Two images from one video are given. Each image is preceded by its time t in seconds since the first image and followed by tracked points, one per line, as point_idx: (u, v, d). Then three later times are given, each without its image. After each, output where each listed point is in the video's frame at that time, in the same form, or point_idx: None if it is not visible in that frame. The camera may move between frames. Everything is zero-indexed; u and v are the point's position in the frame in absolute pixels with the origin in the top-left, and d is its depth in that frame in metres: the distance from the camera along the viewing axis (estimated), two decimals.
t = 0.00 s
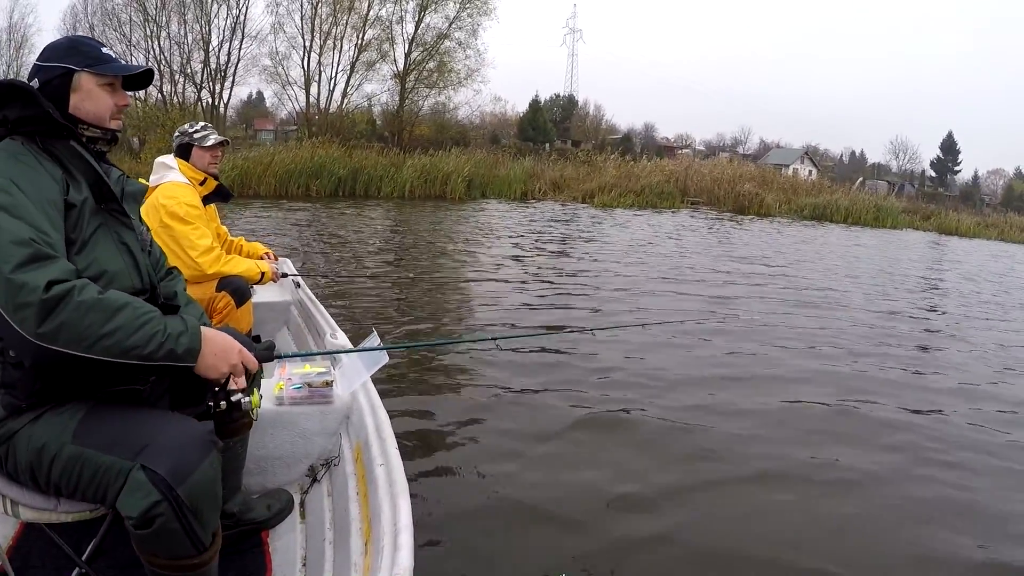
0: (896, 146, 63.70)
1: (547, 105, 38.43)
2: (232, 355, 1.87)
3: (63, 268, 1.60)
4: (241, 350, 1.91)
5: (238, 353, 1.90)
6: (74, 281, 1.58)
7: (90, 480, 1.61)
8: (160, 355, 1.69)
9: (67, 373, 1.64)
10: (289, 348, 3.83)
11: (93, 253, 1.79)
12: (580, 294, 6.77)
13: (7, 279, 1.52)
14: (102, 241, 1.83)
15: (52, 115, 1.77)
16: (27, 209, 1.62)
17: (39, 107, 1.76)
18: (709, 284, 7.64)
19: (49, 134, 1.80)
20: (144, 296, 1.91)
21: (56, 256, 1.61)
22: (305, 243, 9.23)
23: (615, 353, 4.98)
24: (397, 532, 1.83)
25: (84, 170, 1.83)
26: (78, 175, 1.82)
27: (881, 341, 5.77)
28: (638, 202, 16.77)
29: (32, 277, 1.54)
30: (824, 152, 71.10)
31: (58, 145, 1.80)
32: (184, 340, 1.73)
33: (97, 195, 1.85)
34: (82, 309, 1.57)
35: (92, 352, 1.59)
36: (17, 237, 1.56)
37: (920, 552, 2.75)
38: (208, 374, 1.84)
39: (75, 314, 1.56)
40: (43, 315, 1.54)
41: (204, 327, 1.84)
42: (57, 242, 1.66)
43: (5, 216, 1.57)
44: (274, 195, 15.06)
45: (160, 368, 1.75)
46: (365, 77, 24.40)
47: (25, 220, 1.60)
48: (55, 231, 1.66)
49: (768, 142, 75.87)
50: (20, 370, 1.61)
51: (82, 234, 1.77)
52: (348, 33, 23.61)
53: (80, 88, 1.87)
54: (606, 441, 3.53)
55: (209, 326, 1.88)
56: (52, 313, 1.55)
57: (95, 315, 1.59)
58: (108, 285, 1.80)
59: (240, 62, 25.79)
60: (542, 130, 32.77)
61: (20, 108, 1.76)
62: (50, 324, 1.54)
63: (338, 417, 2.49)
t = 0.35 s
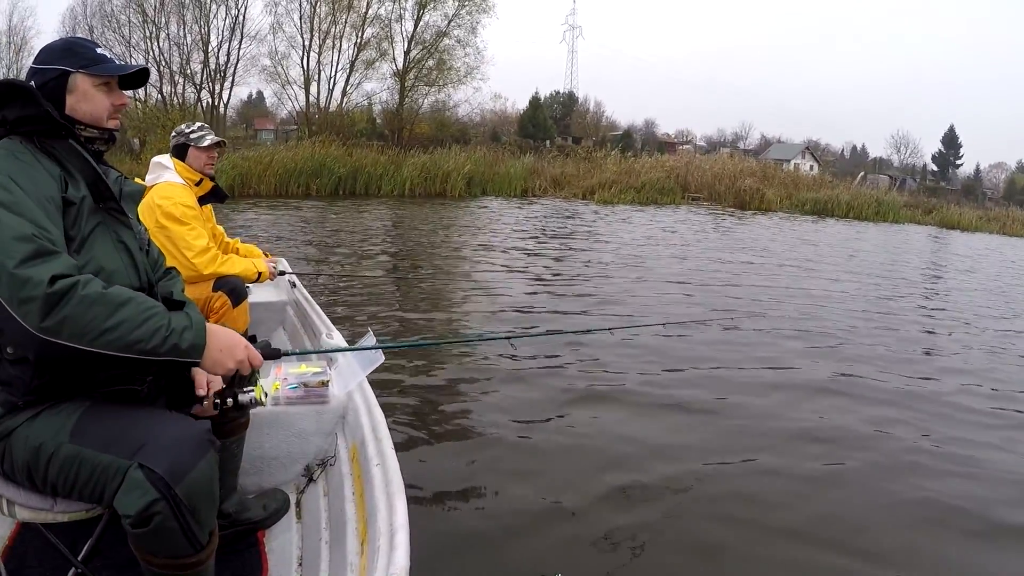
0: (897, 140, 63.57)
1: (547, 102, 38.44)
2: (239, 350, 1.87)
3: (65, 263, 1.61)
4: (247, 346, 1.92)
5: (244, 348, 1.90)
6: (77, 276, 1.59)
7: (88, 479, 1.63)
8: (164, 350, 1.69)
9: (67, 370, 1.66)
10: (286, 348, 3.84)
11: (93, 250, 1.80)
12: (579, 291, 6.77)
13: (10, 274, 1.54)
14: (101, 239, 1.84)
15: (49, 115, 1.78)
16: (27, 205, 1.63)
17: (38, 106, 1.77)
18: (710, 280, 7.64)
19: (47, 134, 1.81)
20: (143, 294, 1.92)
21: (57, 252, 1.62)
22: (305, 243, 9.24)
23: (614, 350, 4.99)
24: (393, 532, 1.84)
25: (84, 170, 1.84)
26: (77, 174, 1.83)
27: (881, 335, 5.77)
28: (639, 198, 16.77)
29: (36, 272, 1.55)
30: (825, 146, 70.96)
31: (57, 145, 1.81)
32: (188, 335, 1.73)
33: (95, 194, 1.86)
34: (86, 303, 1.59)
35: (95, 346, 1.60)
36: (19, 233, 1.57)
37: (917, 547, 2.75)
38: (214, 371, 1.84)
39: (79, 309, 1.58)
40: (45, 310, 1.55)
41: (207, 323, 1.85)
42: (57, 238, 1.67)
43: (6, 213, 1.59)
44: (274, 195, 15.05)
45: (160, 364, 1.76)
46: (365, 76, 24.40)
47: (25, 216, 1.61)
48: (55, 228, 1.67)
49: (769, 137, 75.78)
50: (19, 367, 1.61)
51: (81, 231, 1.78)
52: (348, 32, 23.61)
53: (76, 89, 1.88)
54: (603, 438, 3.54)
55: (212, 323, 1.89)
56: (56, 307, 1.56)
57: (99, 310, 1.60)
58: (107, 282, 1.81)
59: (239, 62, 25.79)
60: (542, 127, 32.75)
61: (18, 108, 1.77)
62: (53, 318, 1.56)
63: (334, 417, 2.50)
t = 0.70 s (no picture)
0: (902, 138, 63.36)
1: (550, 102, 38.44)
2: (236, 360, 1.89)
3: (66, 270, 1.62)
4: (245, 357, 1.94)
5: (242, 359, 1.91)
6: (79, 285, 1.61)
7: (88, 478, 1.64)
8: (163, 360, 1.70)
9: (67, 371, 1.67)
10: (285, 348, 3.85)
11: (93, 252, 1.82)
12: (581, 290, 6.77)
13: (11, 282, 1.55)
14: (101, 241, 1.85)
15: (49, 116, 1.79)
16: (27, 210, 1.64)
17: (39, 107, 1.78)
18: (712, 279, 7.64)
19: (47, 134, 1.82)
20: (143, 296, 1.94)
21: (57, 258, 1.63)
22: (308, 243, 9.24)
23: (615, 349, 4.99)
24: (392, 532, 1.84)
25: (83, 170, 1.85)
26: (76, 175, 1.84)
27: (884, 334, 5.77)
28: (641, 197, 16.76)
29: (37, 280, 1.56)
30: (830, 145, 70.75)
31: (56, 146, 1.82)
32: (186, 345, 1.75)
33: (95, 194, 1.87)
34: (87, 312, 1.60)
35: (96, 355, 1.62)
36: (19, 240, 1.58)
37: (915, 549, 2.75)
38: (211, 379, 1.85)
39: (79, 317, 1.59)
40: (45, 319, 1.56)
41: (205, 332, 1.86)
42: (57, 243, 1.68)
43: (6, 219, 1.59)
44: (277, 195, 15.06)
45: (158, 371, 1.77)
46: (368, 76, 24.42)
47: (25, 222, 1.62)
48: (55, 233, 1.68)
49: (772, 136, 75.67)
50: (21, 367, 1.63)
51: (81, 233, 1.80)
52: (350, 33, 23.64)
53: (74, 90, 1.89)
54: (602, 438, 3.54)
55: (210, 331, 1.90)
56: (56, 317, 1.57)
57: (99, 318, 1.61)
58: (107, 284, 1.83)
59: (242, 63, 25.79)
60: (545, 127, 32.74)
61: (18, 108, 1.78)
62: (54, 327, 1.57)
63: (332, 417, 2.52)
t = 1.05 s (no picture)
0: (907, 138, 63.19)
1: (554, 102, 38.45)
2: (237, 357, 1.87)
3: (69, 272, 1.62)
4: (246, 354, 1.92)
5: (243, 356, 1.89)
6: (81, 287, 1.61)
7: (90, 478, 1.64)
8: (166, 361, 1.70)
9: (70, 373, 1.68)
10: (287, 347, 3.86)
11: (95, 253, 1.82)
12: (584, 290, 6.76)
13: (14, 285, 1.56)
14: (103, 242, 1.85)
15: (51, 114, 1.79)
16: (30, 211, 1.64)
17: (43, 105, 1.79)
18: (716, 279, 7.62)
19: (51, 133, 1.82)
20: (146, 296, 1.94)
21: (60, 260, 1.64)
22: (313, 243, 9.25)
23: (619, 348, 4.98)
24: (394, 532, 1.84)
25: (86, 170, 1.85)
26: (80, 175, 1.84)
27: (888, 334, 5.74)
28: (645, 197, 16.74)
29: (40, 283, 1.57)
30: (835, 145, 70.65)
31: (59, 145, 1.82)
32: (188, 346, 1.74)
33: (98, 194, 1.86)
34: (89, 313, 1.60)
35: (98, 356, 1.62)
36: (22, 242, 1.58)
37: (919, 548, 2.74)
38: (214, 376, 1.83)
39: (82, 319, 1.59)
40: (49, 322, 1.57)
41: (207, 332, 1.85)
42: (60, 245, 1.69)
43: (8, 219, 1.60)
44: (282, 195, 15.07)
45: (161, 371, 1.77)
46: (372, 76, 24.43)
47: (28, 223, 1.62)
48: (58, 234, 1.69)
49: (777, 136, 75.53)
50: (23, 368, 1.64)
51: (84, 234, 1.80)
52: (355, 33, 23.68)
53: (78, 90, 1.89)
54: (605, 436, 3.54)
55: (211, 330, 1.89)
56: (59, 319, 1.57)
57: (101, 320, 1.61)
58: (110, 285, 1.83)
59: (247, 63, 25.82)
60: (550, 127, 32.73)
61: (23, 105, 1.79)
62: (57, 330, 1.57)
63: (333, 417, 2.51)
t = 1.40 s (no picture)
0: (910, 135, 62.96)
1: (557, 100, 38.43)
2: (241, 345, 1.88)
3: (68, 274, 1.62)
4: (250, 341, 1.92)
5: (246, 343, 1.90)
6: (79, 288, 1.61)
7: (94, 480, 1.64)
8: (168, 355, 1.70)
9: (73, 375, 1.68)
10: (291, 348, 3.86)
11: (98, 254, 1.82)
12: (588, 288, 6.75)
13: (12, 288, 1.55)
14: (106, 243, 1.85)
15: (52, 115, 1.79)
16: (30, 214, 1.64)
17: (45, 106, 1.79)
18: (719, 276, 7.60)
19: (52, 135, 1.82)
20: (149, 297, 1.94)
21: (60, 262, 1.64)
22: (316, 243, 9.26)
23: (623, 346, 4.96)
24: (398, 533, 1.84)
25: (88, 171, 1.85)
26: (81, 176, 1.83)
27: (892, 331, 5.72)
28: (648, 195, 16.71)
29: (39, 285, 1.57)
30: (838, 141, 70.47)
31: (60, 145, 1.81)
32: (190, 338, 1.74)
33: (100, 195, 1.86)
34: (88, 314, 1.60)
35: (98, 357, 1.62)
36: (21, 245, 1.58)
37: (923, 544, 2.73)
38: (220, 367, 1.84)
39: (81, 320, 1.59)
40: (47, 324, 1.56)
41: (208, 323, 1.84)
42: (60, 248, 1.69)
43: (7, 222, 1.60)
44: (285, 196, 15.07)
45: (163, 370, 1.77)
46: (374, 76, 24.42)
47: (27, 225, 1.62)
48: (58, 236, 1.69)
49: (780, 134, 75.36)
50: (25, 371, 1.64)
51: (85, 235, 1.79)
52: (357, 33, 23.68)
53: (78, 90, 1.89)
54: (610, 435, 3.53)
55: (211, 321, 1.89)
56: (58, 321, 1.57)
57: (100, 321, 1.61)
58: (112, 286, 1.83)
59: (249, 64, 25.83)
60: (552, 125, 32.70)
61: (23, 107, 1.79)
62: (55, 332, 1.57)
63: (338, 419, 2.51)
